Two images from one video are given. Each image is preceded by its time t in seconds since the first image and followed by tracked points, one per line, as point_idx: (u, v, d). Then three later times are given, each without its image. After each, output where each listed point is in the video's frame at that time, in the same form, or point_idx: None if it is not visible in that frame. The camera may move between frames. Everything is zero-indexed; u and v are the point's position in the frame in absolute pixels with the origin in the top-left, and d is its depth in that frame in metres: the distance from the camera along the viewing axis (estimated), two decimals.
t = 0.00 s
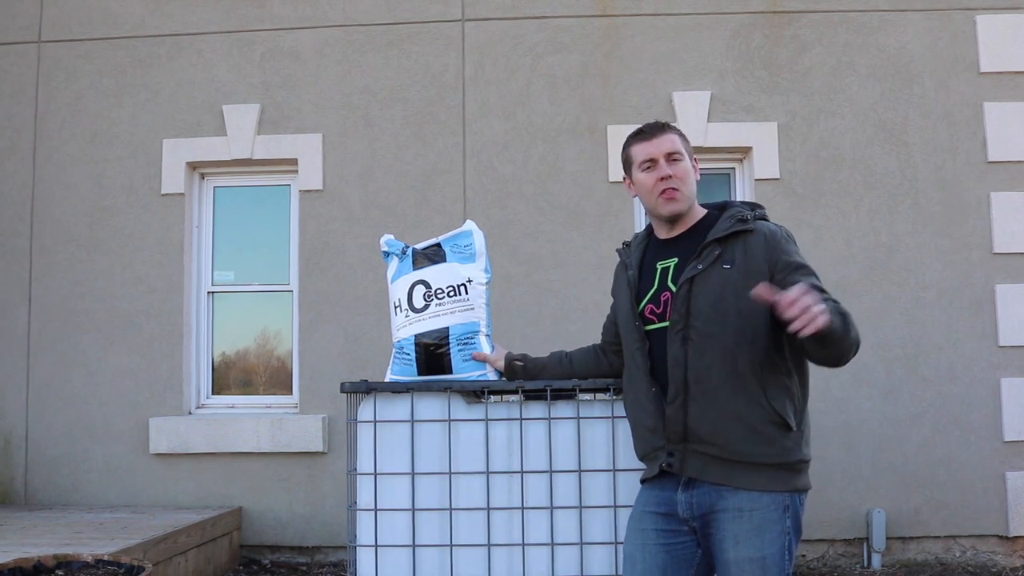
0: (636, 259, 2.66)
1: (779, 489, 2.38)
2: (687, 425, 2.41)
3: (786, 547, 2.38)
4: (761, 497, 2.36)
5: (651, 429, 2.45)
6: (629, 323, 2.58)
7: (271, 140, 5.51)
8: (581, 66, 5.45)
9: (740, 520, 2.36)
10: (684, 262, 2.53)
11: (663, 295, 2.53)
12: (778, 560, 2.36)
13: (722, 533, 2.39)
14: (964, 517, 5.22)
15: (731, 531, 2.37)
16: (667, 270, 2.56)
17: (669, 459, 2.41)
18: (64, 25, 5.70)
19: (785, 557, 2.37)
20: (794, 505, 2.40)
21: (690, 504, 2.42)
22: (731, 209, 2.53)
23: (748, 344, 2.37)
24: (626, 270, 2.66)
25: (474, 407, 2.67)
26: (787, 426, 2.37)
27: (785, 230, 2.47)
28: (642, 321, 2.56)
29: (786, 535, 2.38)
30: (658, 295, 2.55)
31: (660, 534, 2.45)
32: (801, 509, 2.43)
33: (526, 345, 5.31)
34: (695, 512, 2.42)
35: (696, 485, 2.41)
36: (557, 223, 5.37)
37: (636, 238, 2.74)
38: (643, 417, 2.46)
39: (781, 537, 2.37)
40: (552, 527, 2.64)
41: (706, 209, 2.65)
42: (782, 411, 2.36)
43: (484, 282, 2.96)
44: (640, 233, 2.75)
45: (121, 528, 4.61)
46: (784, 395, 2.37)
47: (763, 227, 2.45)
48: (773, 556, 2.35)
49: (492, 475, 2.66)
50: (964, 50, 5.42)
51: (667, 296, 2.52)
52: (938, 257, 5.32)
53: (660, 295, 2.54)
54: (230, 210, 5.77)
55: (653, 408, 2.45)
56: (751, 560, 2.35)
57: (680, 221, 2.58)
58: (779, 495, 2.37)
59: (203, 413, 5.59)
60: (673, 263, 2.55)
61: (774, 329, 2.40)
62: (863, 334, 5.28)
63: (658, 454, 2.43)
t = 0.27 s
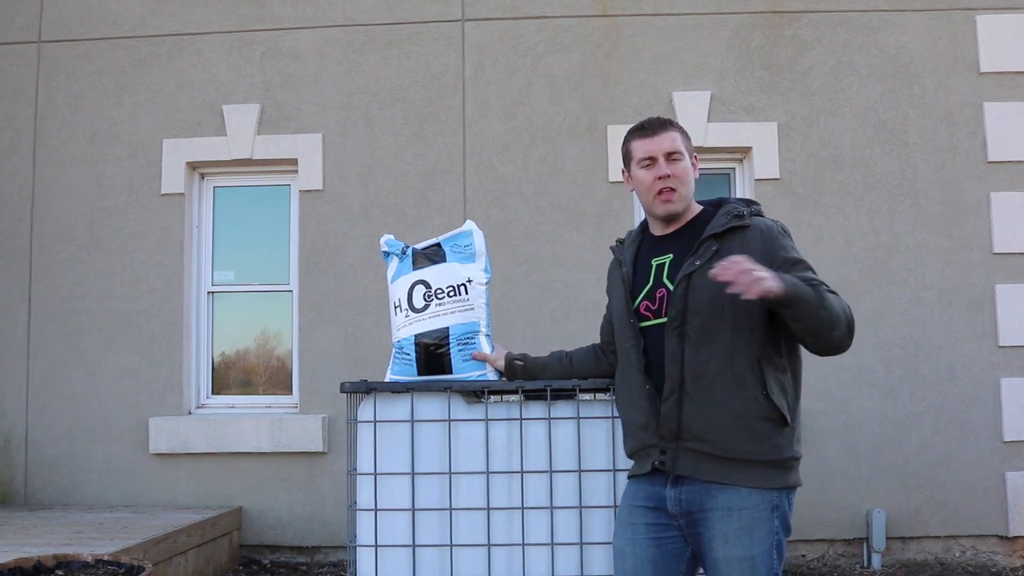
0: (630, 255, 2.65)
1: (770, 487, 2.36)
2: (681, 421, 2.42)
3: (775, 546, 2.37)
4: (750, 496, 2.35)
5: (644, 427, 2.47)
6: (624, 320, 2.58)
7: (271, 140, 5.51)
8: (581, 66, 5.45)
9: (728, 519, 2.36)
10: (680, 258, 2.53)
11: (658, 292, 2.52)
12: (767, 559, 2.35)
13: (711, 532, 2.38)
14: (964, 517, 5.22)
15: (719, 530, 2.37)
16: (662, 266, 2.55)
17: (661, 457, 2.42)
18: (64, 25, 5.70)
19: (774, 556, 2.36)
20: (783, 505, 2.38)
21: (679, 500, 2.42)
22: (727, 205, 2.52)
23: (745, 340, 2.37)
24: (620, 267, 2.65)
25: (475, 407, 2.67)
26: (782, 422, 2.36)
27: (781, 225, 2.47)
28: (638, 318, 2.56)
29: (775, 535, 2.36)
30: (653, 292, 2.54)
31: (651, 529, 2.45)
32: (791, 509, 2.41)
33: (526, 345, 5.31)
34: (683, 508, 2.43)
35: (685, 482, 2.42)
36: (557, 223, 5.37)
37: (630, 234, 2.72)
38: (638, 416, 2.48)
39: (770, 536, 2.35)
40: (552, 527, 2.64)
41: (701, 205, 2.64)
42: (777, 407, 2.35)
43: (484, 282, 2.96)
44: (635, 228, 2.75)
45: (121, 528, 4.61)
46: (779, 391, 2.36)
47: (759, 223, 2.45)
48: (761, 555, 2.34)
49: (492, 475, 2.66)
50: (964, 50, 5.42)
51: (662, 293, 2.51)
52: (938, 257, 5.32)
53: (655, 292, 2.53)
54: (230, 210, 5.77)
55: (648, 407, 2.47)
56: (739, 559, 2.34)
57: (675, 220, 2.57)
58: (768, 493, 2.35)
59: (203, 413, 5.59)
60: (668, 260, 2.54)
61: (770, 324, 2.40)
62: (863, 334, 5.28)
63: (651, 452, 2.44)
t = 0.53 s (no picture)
0: (607, 252, 2.63)
1: (748, 480, 2.35)
2: (658, 414, 2.40)
3: (759, 541, 2.34)
4: (730, 489, 2.33)
5: (621, 420, 2.46)
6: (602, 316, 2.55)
7: (271, 140, 5.51)
8: (581, 66, 5.45)
9: (711, 512, 2.33)
10: (656, 253, 2.50)
11: (636, 287, 2.49)
12: (752, 553, 2.32)
13: (696, 526, 2.35)
14: (964, 517, 5.22)
15: (704, 524, 2.34)
16: (639, 261, 2.52)
17: (639, 450, 2.41)
18: (64, 25, 5.70)
19: (758, 550, 2.33)
20: (764, 499, 2.37)
21: (661, 496, 2.40)
22: (702, 201, 2.51)
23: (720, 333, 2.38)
24: (597, 264, 2.63)
25: (475, 407, 2.67)
26: (757, 414, 2.35)
27: (755, 221, 2.48)
28: (614, 313, 2.53)
29: (759, 529, 2.34)
30: (630, 287, 2.51)
31: (648, 527, 2.45)
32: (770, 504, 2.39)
33: (526, 345, 5.31)
34: (667, 503, 2.40)
35: (664, 476, 2.40)
36: (557, 223, 5.37)
37: (605, 231, 2.71)
38: (616, 411, 2.47)
39: (754, 530, 2.33)
40: (552, 527, 2.65)
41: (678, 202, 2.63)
42: (754, 400, 2.34)
43: (484, 282, 2.97)
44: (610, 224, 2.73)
45: (121, 528, 4.61)
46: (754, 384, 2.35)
47: (734, 218, 2.45)
48: (746, 548, 2.31)
49: (492, 475, 2.66)
50: (964, 50, 5.42)
51: (640, 287, 2.48)
52: (939, 257, 5.32)
53: (633, 287, 2.50)
54: (230, 210, 5.77)
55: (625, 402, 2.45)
56: (725, 553, 2.30)
57: (649, 213, 2.55)
58: (748, 486, 2.34)
59: (203, 413, 5.59)
60: (645, 255, 2.52)
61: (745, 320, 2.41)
62: (863, 335, 5.28)
63: (629, 446, 2.43)
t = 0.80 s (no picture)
0: (593, 258, 2.64)
1: (732, 477, 2.34)
2: (644, 416, 2.41)
3: (738, 538, 2.33)
4: (713, 485, 2.32)
5: (610, 423, 2.47)
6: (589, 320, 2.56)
7: (271, 140, 5.51)
8: (581, 66, 5.45)
9: (691, 507, 2.33)
10: (640, 257, 2.51)
11: (622, 291, 2.50)
12: (728, 551, 2.30)
13: (675, 521, 2.35)
14: (964, 517, 5.22)
15: (683, 518, 2.34)
16: (624, 266, 2.53)
17: (628, 452, 2.42)
18: (64, 25, 5.70)
19: (737, 547, 2.32)
20: (747, 498, 2.35)
21: (648, 493, 2.41)
22: (683, 203, 2.52)
23: (702, 335, 2.39)
24: (584, 270, 2.64)
25: (474, 407, 2.67)
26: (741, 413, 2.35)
27: (736, 221, 2.47)
28: (601, 319, 2.54)
29: (738, 526, 2.33)
30: (617, 292, 2.51)
31: (642, 526, 2.46)
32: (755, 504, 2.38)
33: (526, 344, 5.31)
34: (653, 499, 2.41)
35: (652, 475, 2.40)
36: (558, 224, 5.37)
37: (592, 237, 2.71)
38: (604, 414, 2.48)
39: (732, 528, 2.32)
40: (552, 527, 2.65)
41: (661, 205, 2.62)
42: (737, 399, 2.33)
43: (484, 282, 2.97)
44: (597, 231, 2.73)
45: (121, 528, 4.61)
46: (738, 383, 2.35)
47: (714, 219, 2.45)
48: (721, 545, 2.30)
49: (492, 475, 2.66)
50: (964, 50, 5.42)
51: (625, 292, 2.49)
52: (939, 257, 5.32)
53: (619, 292, 2.51)
54: (230, 210, 5.77)
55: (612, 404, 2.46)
56: (701, 548, 2.29)
57: (634, 219, 2.55)
58: (731, 484, 2.33)
59: (203, 413, 5.59)
60: (629, 260, 2.52)
61: (728, 320, 2.41)
62: (863, 334, 5.28)
63: (618, 449, 2.44)
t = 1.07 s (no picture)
0: (591, 259, 2.64)
1: (725, 478, 2.34)
2: (638, 415, 2.41)
3: (726, 540, 2.33)
4: (705, 485, 2.33)
5: (605, 422, 2.47)
6: (587, 320, 2.57)
7: (271, 140, 5.51)
8: (581, 66, 5.45)
9: (681, 505, 2.34)
10: (635, 256, 2.51)
11: (618, 292, 2.51)
12: (714, 552, 2.30)
13: (664, 520, 2.36)
14: (964, 517, 5.22)
15: (671, 516, 2.35)
16: (621, 266, 2.53)
17: (621, 450, 2.42)
18: (64, 25, 5.69)
19: (722, 549, 2.31)
20: (738, 501, 2.35)
21: (642, 492, 2.41)
22: (679, 203, 2.52)
23: (696, 333, 2.39)
24: (581, 270, 2.64)
25: (474, 407, 2.67)
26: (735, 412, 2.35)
27: (731, 220, 2.48)
28: (598, 318, 2.55)
29: (727, 528, 2.32)
30: (614, 292, 2.53)
31: (637, 526, 2.46)
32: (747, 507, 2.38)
33: (526, 344, 5.31)
34: (646, 497, 2.41)
35: (645, 473, 2.40)
36: (558, 223, 5.37)
37: (591, 239, 2.72)
38: (599, 413, 2.47)
39: (720, 529, 2.32)
40: (552, 527, 2.65)
41: (657, 206, 2.62)
42: (730, 397, 2.34)
43: (484, 282, 2.97)
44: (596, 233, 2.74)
45: (121, 528, 4.61)
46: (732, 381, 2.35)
47: (709, 219, 2.45)
48: (707, 545, 2.30)
49: (493, 475, 2.66)
50: (964, 51, 5.42)
51: (621, 291, 2.50)
52: (939, 257, 5.32)
53: (616, 292, 2.52)
54: (230, 210, 5.77)
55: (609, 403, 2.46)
56: (685, 547, 2.30)
57: (630, 221, 2.55)
58: (722, 485, 2.33)
59: (203, 413, 5.59)
60: (624, 260, 2.52)
61: (721, 319, 2.41)
62: (863, 335, 5.28)
63: (611, 446, 2.44)
